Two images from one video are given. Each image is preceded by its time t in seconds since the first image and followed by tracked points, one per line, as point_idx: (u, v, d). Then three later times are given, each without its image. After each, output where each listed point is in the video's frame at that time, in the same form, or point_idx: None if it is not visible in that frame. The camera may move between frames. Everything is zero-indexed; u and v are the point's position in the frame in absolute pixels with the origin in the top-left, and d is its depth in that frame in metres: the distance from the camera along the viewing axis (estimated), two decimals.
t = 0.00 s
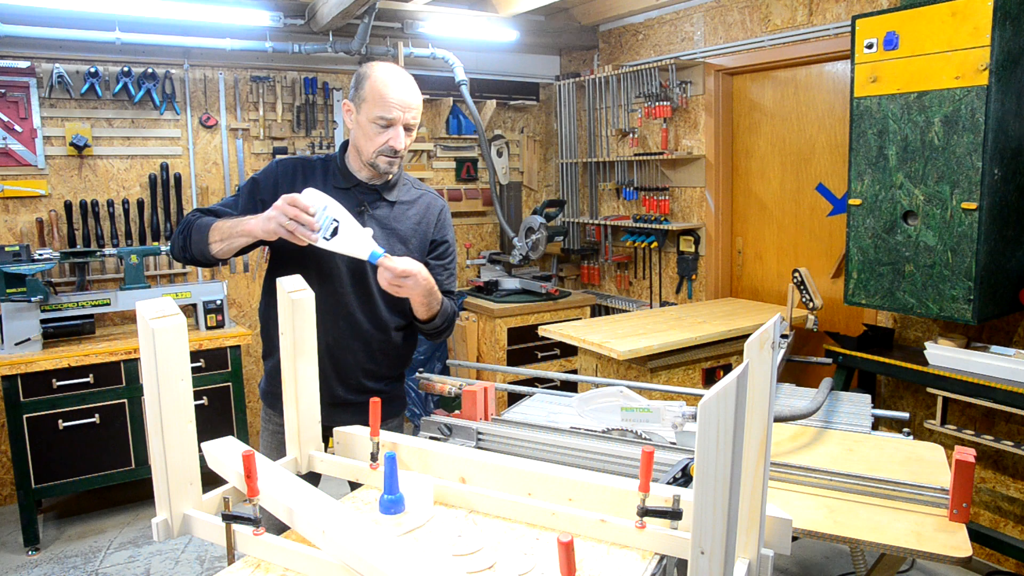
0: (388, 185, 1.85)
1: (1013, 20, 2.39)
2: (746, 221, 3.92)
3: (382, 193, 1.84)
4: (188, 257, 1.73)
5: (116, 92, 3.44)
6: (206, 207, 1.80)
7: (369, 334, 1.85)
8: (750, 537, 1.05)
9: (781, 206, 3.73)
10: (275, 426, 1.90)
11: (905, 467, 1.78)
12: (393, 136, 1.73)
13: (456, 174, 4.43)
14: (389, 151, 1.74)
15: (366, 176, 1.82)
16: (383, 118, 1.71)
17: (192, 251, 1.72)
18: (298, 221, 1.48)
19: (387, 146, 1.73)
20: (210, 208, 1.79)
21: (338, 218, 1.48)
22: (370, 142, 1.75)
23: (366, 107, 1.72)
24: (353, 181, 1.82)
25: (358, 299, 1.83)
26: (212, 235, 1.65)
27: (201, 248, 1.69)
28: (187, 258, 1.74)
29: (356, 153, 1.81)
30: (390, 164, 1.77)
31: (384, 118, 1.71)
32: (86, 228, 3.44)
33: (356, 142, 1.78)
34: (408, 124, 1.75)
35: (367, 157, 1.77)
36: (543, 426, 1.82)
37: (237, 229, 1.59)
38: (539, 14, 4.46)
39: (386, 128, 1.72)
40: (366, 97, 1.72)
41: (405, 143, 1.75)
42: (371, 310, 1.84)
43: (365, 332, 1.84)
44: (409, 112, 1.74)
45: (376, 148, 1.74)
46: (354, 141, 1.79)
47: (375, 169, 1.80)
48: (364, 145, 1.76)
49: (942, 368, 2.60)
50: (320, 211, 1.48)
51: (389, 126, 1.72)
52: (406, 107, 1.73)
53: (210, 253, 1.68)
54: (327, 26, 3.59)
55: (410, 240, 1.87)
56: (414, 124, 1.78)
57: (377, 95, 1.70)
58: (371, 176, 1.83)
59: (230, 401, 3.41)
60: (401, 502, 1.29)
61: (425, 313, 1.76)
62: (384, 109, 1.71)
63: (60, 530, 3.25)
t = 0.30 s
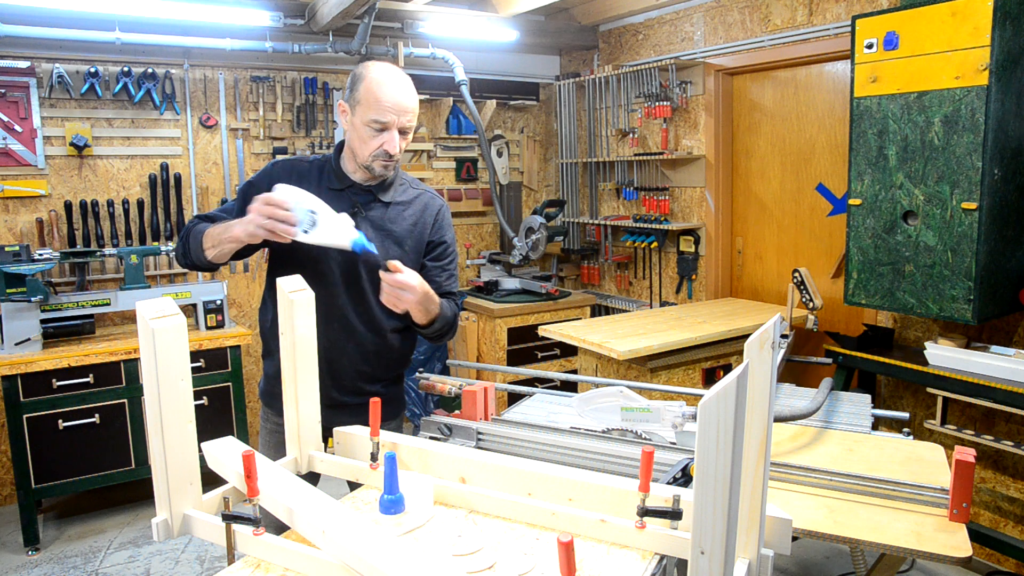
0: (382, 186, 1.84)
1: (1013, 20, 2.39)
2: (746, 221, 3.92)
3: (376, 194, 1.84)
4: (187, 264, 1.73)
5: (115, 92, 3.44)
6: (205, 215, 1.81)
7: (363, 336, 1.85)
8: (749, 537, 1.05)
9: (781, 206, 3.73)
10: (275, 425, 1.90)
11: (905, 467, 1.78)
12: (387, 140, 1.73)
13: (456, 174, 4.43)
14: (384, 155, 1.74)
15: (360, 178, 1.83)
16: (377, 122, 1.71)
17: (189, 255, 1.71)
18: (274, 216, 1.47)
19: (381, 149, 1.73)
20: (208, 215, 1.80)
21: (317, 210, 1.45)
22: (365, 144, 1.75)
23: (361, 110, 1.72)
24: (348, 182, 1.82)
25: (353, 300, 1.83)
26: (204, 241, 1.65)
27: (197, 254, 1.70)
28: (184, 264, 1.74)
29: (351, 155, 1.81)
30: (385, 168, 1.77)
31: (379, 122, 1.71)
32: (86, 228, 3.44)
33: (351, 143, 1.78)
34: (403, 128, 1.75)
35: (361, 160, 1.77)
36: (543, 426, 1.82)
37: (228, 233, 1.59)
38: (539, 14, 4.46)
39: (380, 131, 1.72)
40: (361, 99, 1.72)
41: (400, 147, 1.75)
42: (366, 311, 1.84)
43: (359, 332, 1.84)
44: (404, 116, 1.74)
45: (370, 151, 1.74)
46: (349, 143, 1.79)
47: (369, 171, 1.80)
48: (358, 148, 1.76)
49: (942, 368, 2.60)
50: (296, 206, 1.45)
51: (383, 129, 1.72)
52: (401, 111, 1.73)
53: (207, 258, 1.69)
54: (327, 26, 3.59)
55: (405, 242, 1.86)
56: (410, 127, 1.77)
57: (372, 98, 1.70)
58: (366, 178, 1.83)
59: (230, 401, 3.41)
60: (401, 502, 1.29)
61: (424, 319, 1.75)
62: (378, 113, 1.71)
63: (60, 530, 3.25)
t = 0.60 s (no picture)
0: (377, 193, 1.81)
1: (1013, 20, 2.39)
2: (746, 221, 3.92)
3: (366, 202, 1.79)
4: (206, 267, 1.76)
5: (115, 92, 3.44)
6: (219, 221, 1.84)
7: (349, 343, 1.82)
8: (750, 537, 1.05)
9: (781, 206, 3.73)
10: (275, 425, 1.90)
11: (905, 467, 1.78)
12: (389, 147, 1.71)
13: (456, 174, 4.43)
14: (386, 161, 1.73)
15: (357, 184, 1.81)
16: (379, 127, 1.69)
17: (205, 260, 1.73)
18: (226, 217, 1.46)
19: (384, 156, 1.72)
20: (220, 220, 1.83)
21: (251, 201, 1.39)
22: (366, 151, 1.74)
23: (361, 115, 1.70)
24: (341, 188, 1.80)
25: (337, 305, 1.80)
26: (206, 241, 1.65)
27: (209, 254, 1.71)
28: (209, 267, 1.77)
29: (351, 160, 1.80)
30: (387, 175, 1.76)
31: (380, 127, 1.69)
32: (86, 228, 3.44)
33: (352, 149, 1.77)
34: (405, 132, 1.73)
35: (362, 167, 1.76)
36: (543, 426, 1.82)
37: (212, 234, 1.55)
38: (539, 14, 4.46)
39: (382, 137, 1.70)
40: (362, 104, 1.69)
41: (402, 153, 1.74)
42: (353, 319, 1.81)
43: (344, 339, 1.82)
44: (406, 121, 1.72)
45: (371, 158, 1.73)
46: (349, 148, 1.78)
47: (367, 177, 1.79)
48: (359, 154, 1.75)
49: (942, 368, 2.60)
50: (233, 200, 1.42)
51: (385, 135, 1.71)
52: (403, 116, 1.70)
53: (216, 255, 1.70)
54: (327, 26, 3.59)
55: (393, 251, 1.79)
56: (413, 132, 1.75)
57: (373, 103, 1.68)
58: (362, 184, 1.81)
59: (230, 401, 3.41)
60: (402, 502, 1.29)
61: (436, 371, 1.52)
62: (381, 119, 1.68)
63: (60, 530, 3.24)
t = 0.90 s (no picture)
0: (378, 196, 1.80)
1: (1013, 20, 2.39)
2: (746, 221, 3.92)
3: (366, 204, 1.79)
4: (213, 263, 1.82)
5: (115, 92, 3.44)
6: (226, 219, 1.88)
7: (348, 343, 1.82)
8: (750, 537, 1.04)
9: (781, 206, 3.73)
10: (275, 425, 1.90)
11: (905, 467, 1.78)
12: (399, 147, 1.71)
13: (456, 174, 4.43)
14: (395, 161, 1.73)
15: (359, 185, 1.80)
16: (388, 127, 1.69)
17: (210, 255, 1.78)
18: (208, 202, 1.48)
19: (393, 156, 1.72)
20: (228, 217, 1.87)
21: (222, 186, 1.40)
22: (373, 151, 1.73)
23: (369, 116, 1.69)
24: (340, 189, 1.80)
25: (336, 306, 1.80)
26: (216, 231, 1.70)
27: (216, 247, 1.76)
28: (211, 263, 1.82)
29: (355, 161, 1.79)
30: (394, 175, 1.76)
31: (389, 127, 1.69)
32: (86, 228, 3.44)
33: (358, 149, 1.76)
34: (414, 133, 1.73)
35: (369, 167, 1.75)
36: (543, 427, 1.82)
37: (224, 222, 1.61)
38: (539, 14, 4.46)
39: (391, 138, 1.70)
40: (370, 105, 1.68)
41: (411, 153, 1.74)
42: (349, 321, 1.81)
43: (344, 339, 1.82)
44: (415, 121, 1.72)
45: (380, 158, 1.73)
46: (354, 148, 1.77)
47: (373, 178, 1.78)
48: (366, 155, 1.74)
49: (942, 368, 2.60)
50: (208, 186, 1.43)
51: (394, 135, 1.70)
52: (412, 116, 1.70)
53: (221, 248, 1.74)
54: (328, 26, 3.59)
55: (390, 256, 1.79)
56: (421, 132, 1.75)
57: (382, 103, 1.67)
58: (366, 185, 1.80)
59: (230, 401, 3.40)
60: (402, 502, 1.29)
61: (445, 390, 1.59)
62: (390, 120, 1.68)
63: (60, 530, 3.25)
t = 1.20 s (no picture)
0: (384, 194, 1.81)
1: (1013, 20, 2.39)
2: (746, 221, 3.92)
3: (373, 202, 1.80)
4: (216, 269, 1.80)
5: (115, 92, 3.44)
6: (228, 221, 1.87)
7: (351, 343, 1.82)
8: (749, 537, 1.04)
9: (781, 206, 3.73)
10: (275, 425, 1.90)
11: (905, 467, 1.78)
12: (403, 145, 1.71)
13: (456, 174, 4.43)
14: (400, 159, 1.72)
15: (365, 184, 1.80)
16: (393, 126, 1.68)
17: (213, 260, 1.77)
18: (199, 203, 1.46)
19: (397, 153, 1.71)
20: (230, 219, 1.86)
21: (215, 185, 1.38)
22: (378, 149, 1.72)
23: (374, 114, 1.69)
24: (346, 189, 1.80)
25: (338, 306, 1.80)
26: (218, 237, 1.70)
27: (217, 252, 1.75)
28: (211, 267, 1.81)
29: (358, 159, 1.78)
30: (399, 173, 1.75)
31: (394, 125, 1.68)
32: (86, 228, 3.44)
33: (362, 148, 1.75)
34: (419, 130, 1.73)
35: (374, 165, 1.75)
36: (543, 427, 1.82)
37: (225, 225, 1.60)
38: (539, 14, 4.46)
39: (395, 136, 1.69)
40: (375, 104, 1.68)
41: (416, 150, 1.73)
42: (360, 321, 1.81)
43: (347, 340, 1.81)
44: (419, 119, 1.71)
45: (384, 156, 1.72)
46: (358, 147, 1.76)
47: (377, 176, 1.78)
48: (370, 153, 1.73)
49: (942, 368, 2.60)
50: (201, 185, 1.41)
51: (400, 133, 1.70)
52: (416, 114, 1.70)
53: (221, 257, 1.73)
54: (327, 26, 3.59)
55: (402, 250, 1.81)
56: (424, 130, 1.75)
57: (387, 101, 1.66)
58: (371, 184, 1.80)
59: (230, 401, 3.40)
60: (402, 502, 1.29)
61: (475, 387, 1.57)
62: (395, 118, 1.67)
63: (60, 530, 3.25)
